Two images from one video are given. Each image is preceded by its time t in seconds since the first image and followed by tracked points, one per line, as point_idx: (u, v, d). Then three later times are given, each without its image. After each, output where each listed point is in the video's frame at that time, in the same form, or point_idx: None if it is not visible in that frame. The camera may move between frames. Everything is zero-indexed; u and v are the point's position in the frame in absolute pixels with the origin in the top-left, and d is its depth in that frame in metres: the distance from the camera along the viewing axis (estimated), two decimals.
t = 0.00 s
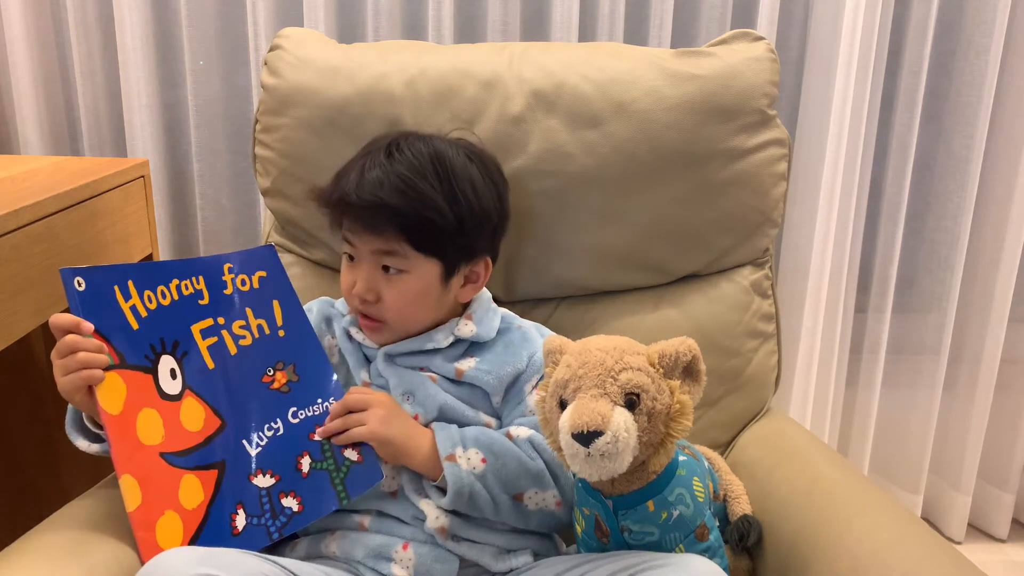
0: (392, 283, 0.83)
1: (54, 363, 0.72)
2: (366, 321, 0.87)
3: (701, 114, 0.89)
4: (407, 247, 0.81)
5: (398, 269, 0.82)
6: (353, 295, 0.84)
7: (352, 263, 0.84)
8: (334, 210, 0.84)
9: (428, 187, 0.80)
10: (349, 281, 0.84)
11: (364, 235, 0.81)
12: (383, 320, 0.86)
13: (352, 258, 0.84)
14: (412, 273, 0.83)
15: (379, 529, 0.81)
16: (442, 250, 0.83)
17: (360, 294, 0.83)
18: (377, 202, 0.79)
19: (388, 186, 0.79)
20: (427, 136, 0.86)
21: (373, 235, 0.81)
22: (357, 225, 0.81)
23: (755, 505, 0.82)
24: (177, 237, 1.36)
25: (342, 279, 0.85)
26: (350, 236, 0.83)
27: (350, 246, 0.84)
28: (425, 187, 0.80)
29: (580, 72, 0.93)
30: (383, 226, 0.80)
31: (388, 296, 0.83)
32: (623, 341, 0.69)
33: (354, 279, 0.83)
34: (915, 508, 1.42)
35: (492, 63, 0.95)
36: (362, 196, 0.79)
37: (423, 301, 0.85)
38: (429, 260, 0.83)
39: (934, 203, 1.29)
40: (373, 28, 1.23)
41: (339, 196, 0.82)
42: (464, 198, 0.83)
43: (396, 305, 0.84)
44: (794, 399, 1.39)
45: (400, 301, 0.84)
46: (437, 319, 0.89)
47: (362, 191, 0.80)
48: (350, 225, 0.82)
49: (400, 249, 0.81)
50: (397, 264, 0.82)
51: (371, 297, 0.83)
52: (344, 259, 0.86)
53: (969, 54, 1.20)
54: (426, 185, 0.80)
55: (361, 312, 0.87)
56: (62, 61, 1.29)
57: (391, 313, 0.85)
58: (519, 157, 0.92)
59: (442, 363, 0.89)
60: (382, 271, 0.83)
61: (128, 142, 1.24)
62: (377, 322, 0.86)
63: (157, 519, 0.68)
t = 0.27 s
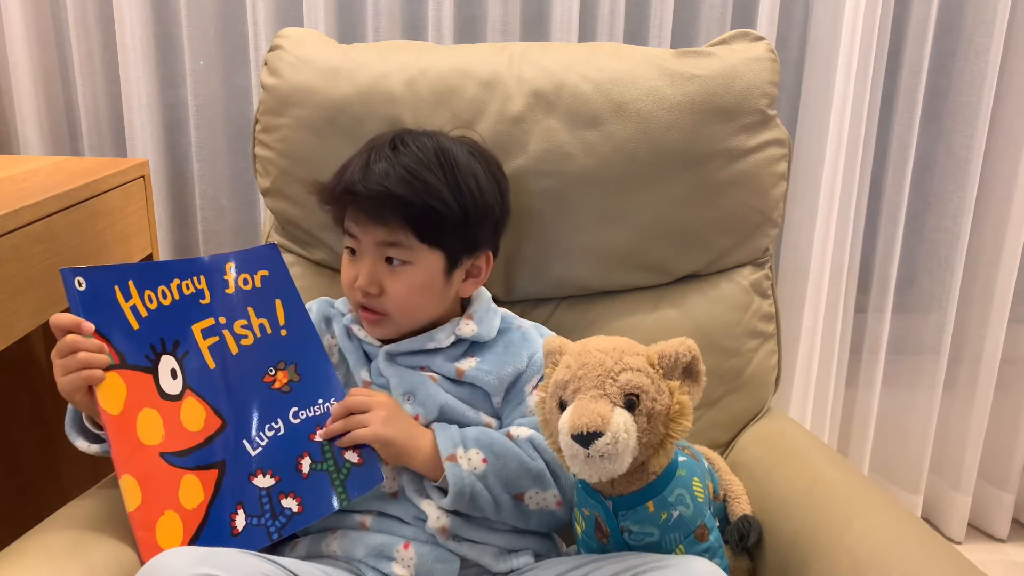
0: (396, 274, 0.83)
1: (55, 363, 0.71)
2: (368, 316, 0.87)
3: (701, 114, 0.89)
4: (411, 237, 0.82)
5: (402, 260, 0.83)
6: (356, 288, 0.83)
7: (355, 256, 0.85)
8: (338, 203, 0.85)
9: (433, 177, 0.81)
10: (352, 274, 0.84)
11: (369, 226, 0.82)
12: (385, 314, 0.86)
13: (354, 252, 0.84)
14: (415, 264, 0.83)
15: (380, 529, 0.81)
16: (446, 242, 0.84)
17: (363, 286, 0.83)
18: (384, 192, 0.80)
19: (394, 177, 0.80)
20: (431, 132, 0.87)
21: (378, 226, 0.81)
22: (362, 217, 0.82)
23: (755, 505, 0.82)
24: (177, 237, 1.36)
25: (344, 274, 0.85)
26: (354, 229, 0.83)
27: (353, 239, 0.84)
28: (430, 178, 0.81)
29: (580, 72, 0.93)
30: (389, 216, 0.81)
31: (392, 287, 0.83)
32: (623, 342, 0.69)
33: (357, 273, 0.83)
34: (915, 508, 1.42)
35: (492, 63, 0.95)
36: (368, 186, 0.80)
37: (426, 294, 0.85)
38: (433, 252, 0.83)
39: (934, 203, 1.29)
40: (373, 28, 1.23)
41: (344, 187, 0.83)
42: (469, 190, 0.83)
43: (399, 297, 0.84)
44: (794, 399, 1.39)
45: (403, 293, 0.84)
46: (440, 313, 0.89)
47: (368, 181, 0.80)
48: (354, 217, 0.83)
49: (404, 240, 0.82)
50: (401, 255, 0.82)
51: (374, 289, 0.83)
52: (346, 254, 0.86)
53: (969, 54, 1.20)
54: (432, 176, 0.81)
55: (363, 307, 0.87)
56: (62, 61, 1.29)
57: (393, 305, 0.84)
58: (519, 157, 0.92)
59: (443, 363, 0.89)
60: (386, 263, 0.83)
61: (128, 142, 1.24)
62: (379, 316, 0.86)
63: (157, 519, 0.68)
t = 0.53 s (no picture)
0: (395, 269, 0.83)
1: (58, 360, 0.71)
2: (368, 314, 0.86)
3: (701, 114, 0.89)
4: (411, 231, 0.82)
5: (401, 255, 0.83)
6: (356, 284, 0.83)
7: (354, 254, 0.85)
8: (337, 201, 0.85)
9: (433, 172, 0.82)
10: (351, 272, 0.84)
11: (368, 222, 0.82)
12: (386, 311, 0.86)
13: (354, 249, 0.85)
14: (415, 258, 0.83)
15: (381, 528, 0.81)
16: (446, 236, 0.84)
17: (363, 282, 0.83)
18: (383, 186, 0.80)
19: (393, 172, 0.81)
20: (429, 130, 0.88)
21: (377, 221, 0.81)
22: (361, 212, 0.82)
23: (755, 505, 0.82)
24: (177, 237, 1.36)
25: (344, 272, 0.85)
26: (353, 226, 0.83)
27: (351, 236, 0.84)
28: (429, 173, 0.82)
29: (580, 72, 0.93)
30: (389, 211, 0.81)
31: (392, 283, 0.83)
32: (623, 342, 0.69)
33: (356, 270, 0.83)
34: (916, 509, 1.42)
35: (492, 63, 0.95)
36: (368, 181, 0.81)
37: (426, 289, 0.85)
38: (432, 246, 0.84)
39: (934, 203, 1.29)
40: (373, 28, 1.23)
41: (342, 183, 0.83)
42: (468, 185, 0.84)
43: (399, 293, 0.83)
44: (794, 399, 1.39)
45: (404, 288, 0.83)
46: (441, 307, 0.88)
47: (367, 176, 0.81)
48: (353, 214, 0.83)
49: (404, 234, 0.82)
50: (401, 249, 0.82)
51: (374, 285, 0.83)
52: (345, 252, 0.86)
53: (969, 54, 1.20)
54: (431, 171, 0.82)
55: (364, 305, 0.86)
56: (62, 61, 1.29)
57: (394, 301, 0.84)
58: (519, 157, 0.92)
59: (443, 363, 0.89)
60: (386, 259, 0.83)
61: (128, 142, 1.24)
62: (380, 313, 0.86)
63: (158, 520, 0.68)
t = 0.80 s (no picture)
0: (395, 269, 0.83)
1: (59, 360, 0.70)
2: (368, 314, 0.86)
3: (701, 114, 0.89)
4: (410, 230, 0.82)
5: (400, 254, 0.83)
6: (355, 284, 0.83)
7: (353, 254, 0.84)
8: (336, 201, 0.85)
9: (431, 170, 0.82)
10: (350, 272, 0.84)
11: (367, 222, 0.82)
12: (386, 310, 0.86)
13: (353, 250, 0.84)
14: (414, 257, 0.83)
15: (381, 528, 0.81)
16: (445, 236, 0.84)
17: (362, 283, 0.83)
18: (383, 185, 0.80)
19: (393, 171, 0.81)
20: (427, 128, 0.88)
21: (377, 220, 0.81)
22: (360, 212, 0.82)
23: (755, 505, 0.82)
24: (177, 238, 1.36)
25: (342, 273, 0.85)
26: (352, 226, 0.83)
27: (350, 237, 0.84)
28: (428, 171, 0.82)
29: (580, 72, 0.93)
30: (388, 210, 0.81)
31: (391, 282, 0.83)
32: (623, 342, 0.69)
33: (356, 270, 0.83)
34: (916, 509, 1.42)
35: (492, 63, 0.95)
36: (368, 181, 0.81)
37: (426, 289, 0.85)
38: (432, 245, 0.84)
39: (934, 203, 1.29)
40: (373, 28, 1.23)
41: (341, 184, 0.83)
42: (467, 183, 0.84)
43: (399, 292, 0.83)
44: (794, 399, 1.39)
45: (403, 288, 0.83)
46: (440, 307, 0.88)
47: (366, 176, 0.81)
48: (352, 214, 0.83)
49: (404, 233, 0.82)
50: (400, 249, 0.82)
51: (374, 285, 0.83)
52: (343, 253, 0.86)
53: (969, 54, 1.20)
54: (429, 169, 0.82)
55: (364, 305, 0.86)
56: (62, 61, 1.29)
57: (394, 301, 0.84)
58: (519, 157, 0.92)
59: (443, 363, 0.89)
60: (385, 258, 0.83)
61: (128, 142, 1.24)
62: (380, 313, 0.86)
63: (158, 520, 0.68)
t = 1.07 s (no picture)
0: (424, 262, 0.84)
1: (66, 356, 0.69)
2: (391, 310, 0.86)
3: (701, 114, 0.89)
4: (437, 222, 0.84)
5: (428, 247, 0.84)
6: (383, 282, 0.83)
7: (374, 251, 0.84)
8: (349, 200, 0.84)
9: (451, 162, 0.85)
10: (376, 270, 0.83)
11: (394, 217, 0.82)
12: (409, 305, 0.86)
13: (373, 247, 0.84)
14: (441, 249, 0.85)
15: (379, 527, 0.81)
16: (462, 228, 0.87)
17: (392, 279, 0.83)
18: (412, 180, 0.81)
19: (417, 166, 0.82)
20: (421, 125, 0.89)
21: (404, 216, 0.82)
22: (385, 208, 0.82)
23: (755, 505, 0.82)
24: (177, 238, 1.36)
25: (363, 271, 0.85)
26: (374, 223, 0.83)
27: (370, 235, 0.84)
28: (449, 163, 0.84)
29: (580, 72, 0.93)
30: (416, 205, 0.82)
31: (421, 276, 0.84)
32: (623, 342, 0.69)
33: (383, 267, 0.83)
34: (916, 509, 1.42)
35: (493, 63, 0.95)
36: (396, 177, 0.81)
37: (449, 280, 0.87)
38: (453, 237, 0.86)
39: (934, 203, 1.29)
40: (373, 28, 1.23)
41: (360, 179, 0.83)
42: (478, 175, 0.87)
43: (428, 285, 0.84)
44: (794, 399, 1.39)
45: (431, 281, 0.85)
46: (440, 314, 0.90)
47: (393, 172, 0.81)
48: (375, 211, 0.83)
49: (431, 225, 0.84)
50: (428, 241, 0.84)
51: (404, 280, 0.83)
52: (361, 251, 0.85)
53: (969, 54, 1.20)
54: (449, 162, 0.84)
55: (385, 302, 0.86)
56: (62, 61, 1.29)
57: (423, 295, 0.85)
58: (519, 157, 0.92)
59: (437, 358, 0.89)
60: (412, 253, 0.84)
61: (128, 142, 1.24)
62: (404, 308, 0.86)
63: (160, 519, 0.68)
